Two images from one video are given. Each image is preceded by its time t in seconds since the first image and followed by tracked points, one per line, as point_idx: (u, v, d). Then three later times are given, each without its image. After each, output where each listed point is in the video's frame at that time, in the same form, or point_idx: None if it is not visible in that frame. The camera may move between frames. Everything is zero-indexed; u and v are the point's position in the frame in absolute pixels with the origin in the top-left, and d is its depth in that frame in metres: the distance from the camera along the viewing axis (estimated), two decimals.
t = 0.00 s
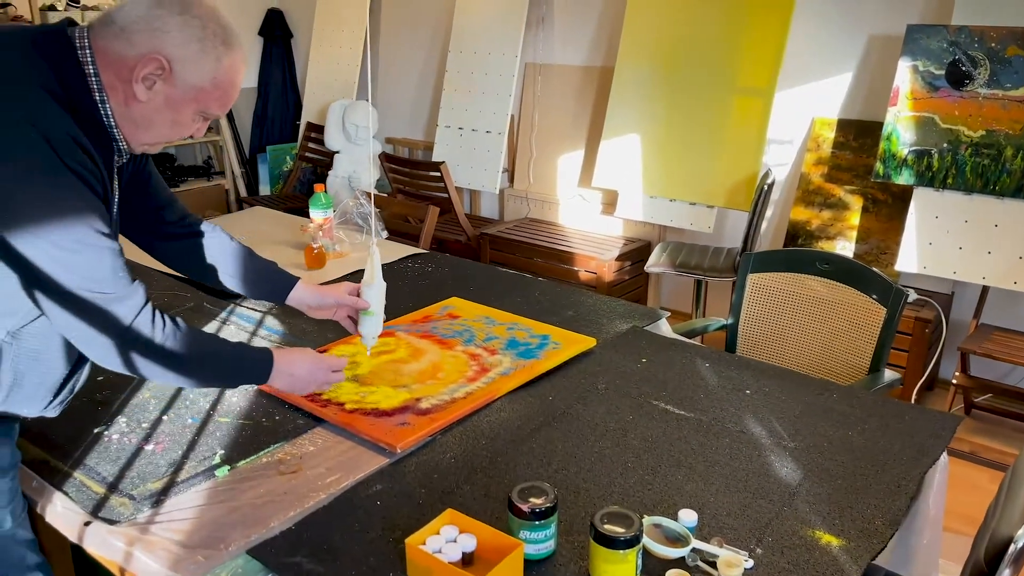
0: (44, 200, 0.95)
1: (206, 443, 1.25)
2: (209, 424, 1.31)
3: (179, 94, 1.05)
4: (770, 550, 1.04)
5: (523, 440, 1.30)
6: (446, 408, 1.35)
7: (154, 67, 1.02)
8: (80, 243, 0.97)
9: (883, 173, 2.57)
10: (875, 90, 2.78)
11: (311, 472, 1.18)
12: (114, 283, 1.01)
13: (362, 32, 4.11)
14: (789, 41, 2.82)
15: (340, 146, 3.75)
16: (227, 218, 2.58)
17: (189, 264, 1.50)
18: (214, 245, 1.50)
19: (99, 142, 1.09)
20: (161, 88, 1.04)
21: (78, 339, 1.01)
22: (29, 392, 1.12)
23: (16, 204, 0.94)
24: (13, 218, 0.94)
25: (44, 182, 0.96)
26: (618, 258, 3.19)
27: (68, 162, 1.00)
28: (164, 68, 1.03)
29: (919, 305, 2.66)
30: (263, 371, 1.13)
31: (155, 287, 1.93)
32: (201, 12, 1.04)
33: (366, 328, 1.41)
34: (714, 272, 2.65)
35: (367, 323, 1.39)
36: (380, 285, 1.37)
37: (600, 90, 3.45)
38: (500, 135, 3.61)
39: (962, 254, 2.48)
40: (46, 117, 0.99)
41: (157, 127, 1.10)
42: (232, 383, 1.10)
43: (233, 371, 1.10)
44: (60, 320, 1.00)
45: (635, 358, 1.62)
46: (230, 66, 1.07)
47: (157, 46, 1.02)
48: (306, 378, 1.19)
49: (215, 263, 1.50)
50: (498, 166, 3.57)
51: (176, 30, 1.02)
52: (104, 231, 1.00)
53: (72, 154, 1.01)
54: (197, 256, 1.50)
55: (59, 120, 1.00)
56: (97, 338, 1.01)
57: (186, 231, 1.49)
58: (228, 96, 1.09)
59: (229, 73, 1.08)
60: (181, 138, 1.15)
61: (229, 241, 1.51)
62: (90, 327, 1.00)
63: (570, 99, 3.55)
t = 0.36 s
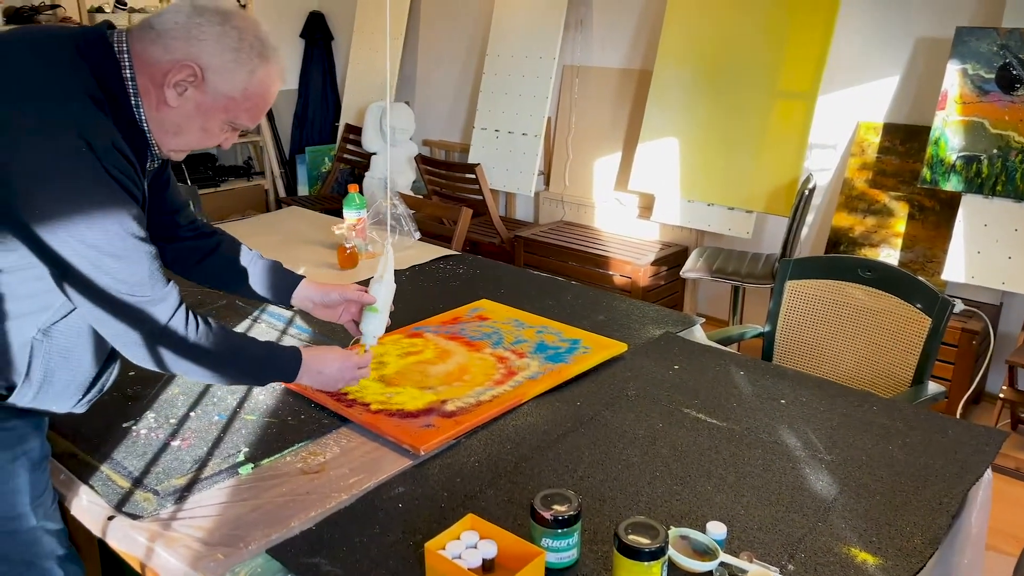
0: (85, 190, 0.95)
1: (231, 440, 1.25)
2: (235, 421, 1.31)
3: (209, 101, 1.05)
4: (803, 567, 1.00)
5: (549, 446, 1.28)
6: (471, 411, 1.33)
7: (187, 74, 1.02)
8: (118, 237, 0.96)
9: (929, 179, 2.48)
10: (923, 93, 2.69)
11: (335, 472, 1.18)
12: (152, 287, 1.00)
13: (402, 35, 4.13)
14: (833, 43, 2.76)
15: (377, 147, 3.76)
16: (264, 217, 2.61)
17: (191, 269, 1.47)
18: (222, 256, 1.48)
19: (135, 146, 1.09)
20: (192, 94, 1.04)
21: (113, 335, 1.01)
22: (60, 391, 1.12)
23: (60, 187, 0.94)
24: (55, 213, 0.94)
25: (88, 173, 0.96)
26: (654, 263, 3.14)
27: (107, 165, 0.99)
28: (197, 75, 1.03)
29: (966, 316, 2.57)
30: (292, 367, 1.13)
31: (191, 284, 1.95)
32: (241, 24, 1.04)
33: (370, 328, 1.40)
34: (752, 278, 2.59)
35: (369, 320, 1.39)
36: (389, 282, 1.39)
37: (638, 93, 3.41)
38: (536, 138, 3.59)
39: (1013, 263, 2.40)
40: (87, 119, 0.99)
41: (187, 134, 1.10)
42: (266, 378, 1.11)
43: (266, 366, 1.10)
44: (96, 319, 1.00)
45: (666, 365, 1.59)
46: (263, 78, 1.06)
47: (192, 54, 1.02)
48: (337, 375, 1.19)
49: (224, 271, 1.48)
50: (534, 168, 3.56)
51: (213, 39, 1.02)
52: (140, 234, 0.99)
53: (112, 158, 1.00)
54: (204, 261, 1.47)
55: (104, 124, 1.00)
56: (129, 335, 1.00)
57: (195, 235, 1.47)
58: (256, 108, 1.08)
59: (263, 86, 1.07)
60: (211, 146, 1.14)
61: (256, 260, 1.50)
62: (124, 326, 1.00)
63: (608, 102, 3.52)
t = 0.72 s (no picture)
0: (106, 188, 0.96)
1: (264, 434, 1.27)
2: (269, 415, 1.33)
3: (234, 100, 1.06)
4: None
5: (578, 449, 1.27)
6: (500, 411, 1.34)
7: (214, 73, 1.04)
8: (133, 235, 0.97)
9: (981, 187, 2.48)
10: (975, 98, 2.61)
11: (364, 468, 1.19)
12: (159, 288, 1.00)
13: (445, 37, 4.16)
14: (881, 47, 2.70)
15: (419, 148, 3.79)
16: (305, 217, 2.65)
17: (207, 269, 1.48)
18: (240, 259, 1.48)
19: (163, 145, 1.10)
20: (219, 94, 1.06)
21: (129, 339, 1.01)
22: (87, 381, 1.09)
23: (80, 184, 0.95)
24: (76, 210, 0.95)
25: (110, 172, 0.97)
26: (694, 268, 3.10)
27: (127, 166, 0.99)
28: (223, 74, 1.04)
29: (1017, 327, 2.50)
30: (301, 369, 1.13)
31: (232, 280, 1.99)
32: (271, 26, 1.05)
33: (382, 328, 1.37)
34: (793, 284, 2.55)
35: (384, 320, 1.37)
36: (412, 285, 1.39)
37: (681, 96, 3.38)
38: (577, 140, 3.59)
39: None
40: (113, 117, 0.99)
41: (212, 132, 1.11)
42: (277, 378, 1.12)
43: (275, 366, 1.11)
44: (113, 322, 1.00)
45: (700, 370, 1.57)
46: (291, 81, 1.07)
47: (221, 54, 1.04)
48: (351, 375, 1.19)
49: (242, 275, 1.48)
50: (574, 171, 3.55)
51: (242, 40, 1.03)
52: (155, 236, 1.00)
53: (132, 159, 1.00)
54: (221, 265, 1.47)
55: (129, 123, 1.01)
56: (159, 332, 1.01)
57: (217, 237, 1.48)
58: (282, 110, 1.09)
59: (290, 89, 1.08)
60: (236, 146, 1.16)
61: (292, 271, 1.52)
62: (157, 318, 1.00)
63: (650, 104, 3.50)
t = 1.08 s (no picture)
0: (87, 176, 0.96)
1: (280, 420, 1.28)
2: (288, 402, 1.34)
3: (226, 90, 1.02)
4: None
5: (593, 444, 1.25)
6: (516, 404, 1.33)
7: (206, 61, 1.00)
8: (109, 223, 0.96)
9: None
10: None
11: (377, 456, 1.19)
12: (140, 284, 0.99)
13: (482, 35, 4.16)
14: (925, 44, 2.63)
15: (454, 145, 3.80)
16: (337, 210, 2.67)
17: (205, 263, 1.44)
18: (242, 257, 1.44)
19: (160, 133, 1.09)
20: (211, 83, 1.02)
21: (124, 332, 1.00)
22: (85, 365, 1.10)
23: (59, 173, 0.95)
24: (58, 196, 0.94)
25: (92, 160, 0.96)
26: (728, 269, 3.06)
27: (108, 156, 0.98)
28: (215, 63, 1.00)
29: None
30: (290, 368, 1.11)
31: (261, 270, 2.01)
32: (265, 14, 1.00)
33: (382, 325, 1.32)
34: (827, 285, 2.49)
35: (383, 315, 1.32)
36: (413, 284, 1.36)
37: (719, 94, 3.32)
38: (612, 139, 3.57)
39: None
40: (99, 106, 0.99)
41: (205, 121, 1.08)
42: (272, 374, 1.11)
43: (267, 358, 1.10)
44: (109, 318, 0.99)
45: (724, 368, 1.54)
46: (285, 72, 1.02)
47: (212, 42, 0.99)
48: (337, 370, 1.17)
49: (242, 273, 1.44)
50: (608, 169, 3.53)
51: (234, 27, 0.99)
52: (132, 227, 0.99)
53: (115, 149, 0.99)
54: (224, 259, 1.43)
55: (115, 114, 1.00)
56: (151, 312, 1.01)
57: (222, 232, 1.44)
58: (277, 101, 1.04)
59: (286, 80, 1.03)
60: (232, 135, 1.11)
61: (304, 279, 1.44)
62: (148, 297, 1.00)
63: (687, 102, 3.45)
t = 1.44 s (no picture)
0: (70, 160, 0.98)
1: (294, 403, 1.31)
2: (303, 385, 1.37)
3: (216, 79, 1.04)
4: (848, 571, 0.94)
5: (600, 432, 1.26)
6: (525, 391, 1.34)
7: (196, 50, 1.02)
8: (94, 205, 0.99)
9: None
10: None
11: (386, 438, 1.21)
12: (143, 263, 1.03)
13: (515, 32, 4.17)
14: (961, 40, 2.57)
15: (485, 142, 3.82)
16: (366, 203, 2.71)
17: (218, 246, 1.48)
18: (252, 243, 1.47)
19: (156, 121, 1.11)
20: (202, 71, 1.04)
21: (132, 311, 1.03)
22: (86, 346, 1.15)
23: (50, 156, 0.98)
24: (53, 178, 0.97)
25: (77, 144, 0.99)
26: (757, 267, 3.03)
27: (94, 141, 1.00)
28: (205, 52, 1.02)
29: None
30: (289, 356, 1.15)
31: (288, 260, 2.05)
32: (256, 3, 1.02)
33: (381, 312, 1.35)
34: (856, 283, 2.46)
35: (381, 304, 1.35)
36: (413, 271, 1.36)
37: (752, 90, 3.29)
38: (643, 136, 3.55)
39: None
40: (86, 91, 1.01)
41: (198, 111, 1.09)
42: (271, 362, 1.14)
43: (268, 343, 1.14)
44: (118, 294, 1.02)
45: (739, 362, 1.53)
46: (275, 62, 1.04)
47: (203, 31, 1.01)
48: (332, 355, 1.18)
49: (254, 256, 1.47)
50: (638, 167, 3.52)
51: (224, 16, 1.01)
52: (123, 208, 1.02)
53: (102, 134, 1.01)
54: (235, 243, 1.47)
55: (102, 99, 1.02)
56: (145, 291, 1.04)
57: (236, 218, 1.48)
58: (267, 92, 1.06)
59: (276, 69, 1.05)
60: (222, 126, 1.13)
61: (314, 260, 1.47)
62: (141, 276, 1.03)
63: (719, 100, 3.42)
